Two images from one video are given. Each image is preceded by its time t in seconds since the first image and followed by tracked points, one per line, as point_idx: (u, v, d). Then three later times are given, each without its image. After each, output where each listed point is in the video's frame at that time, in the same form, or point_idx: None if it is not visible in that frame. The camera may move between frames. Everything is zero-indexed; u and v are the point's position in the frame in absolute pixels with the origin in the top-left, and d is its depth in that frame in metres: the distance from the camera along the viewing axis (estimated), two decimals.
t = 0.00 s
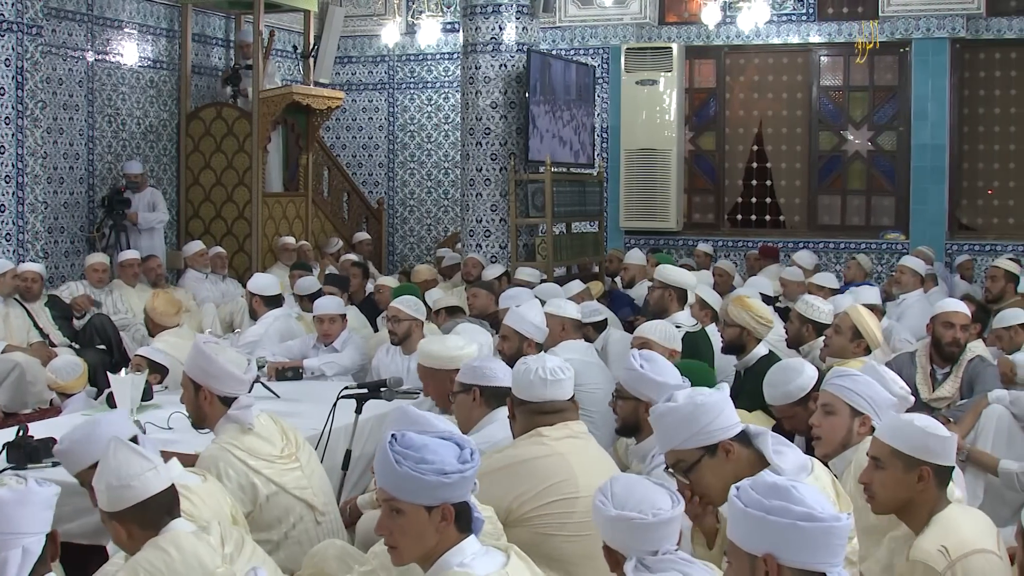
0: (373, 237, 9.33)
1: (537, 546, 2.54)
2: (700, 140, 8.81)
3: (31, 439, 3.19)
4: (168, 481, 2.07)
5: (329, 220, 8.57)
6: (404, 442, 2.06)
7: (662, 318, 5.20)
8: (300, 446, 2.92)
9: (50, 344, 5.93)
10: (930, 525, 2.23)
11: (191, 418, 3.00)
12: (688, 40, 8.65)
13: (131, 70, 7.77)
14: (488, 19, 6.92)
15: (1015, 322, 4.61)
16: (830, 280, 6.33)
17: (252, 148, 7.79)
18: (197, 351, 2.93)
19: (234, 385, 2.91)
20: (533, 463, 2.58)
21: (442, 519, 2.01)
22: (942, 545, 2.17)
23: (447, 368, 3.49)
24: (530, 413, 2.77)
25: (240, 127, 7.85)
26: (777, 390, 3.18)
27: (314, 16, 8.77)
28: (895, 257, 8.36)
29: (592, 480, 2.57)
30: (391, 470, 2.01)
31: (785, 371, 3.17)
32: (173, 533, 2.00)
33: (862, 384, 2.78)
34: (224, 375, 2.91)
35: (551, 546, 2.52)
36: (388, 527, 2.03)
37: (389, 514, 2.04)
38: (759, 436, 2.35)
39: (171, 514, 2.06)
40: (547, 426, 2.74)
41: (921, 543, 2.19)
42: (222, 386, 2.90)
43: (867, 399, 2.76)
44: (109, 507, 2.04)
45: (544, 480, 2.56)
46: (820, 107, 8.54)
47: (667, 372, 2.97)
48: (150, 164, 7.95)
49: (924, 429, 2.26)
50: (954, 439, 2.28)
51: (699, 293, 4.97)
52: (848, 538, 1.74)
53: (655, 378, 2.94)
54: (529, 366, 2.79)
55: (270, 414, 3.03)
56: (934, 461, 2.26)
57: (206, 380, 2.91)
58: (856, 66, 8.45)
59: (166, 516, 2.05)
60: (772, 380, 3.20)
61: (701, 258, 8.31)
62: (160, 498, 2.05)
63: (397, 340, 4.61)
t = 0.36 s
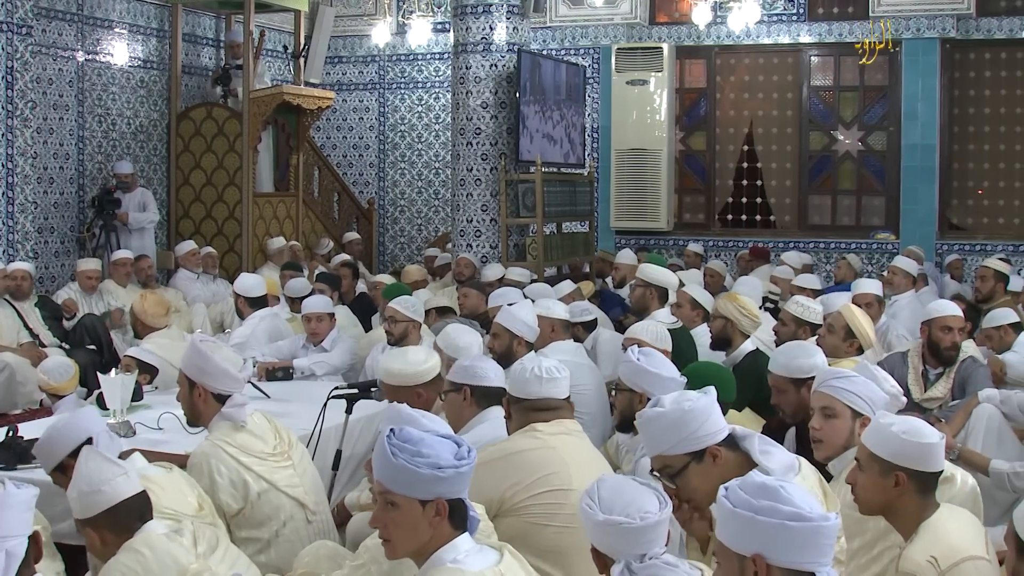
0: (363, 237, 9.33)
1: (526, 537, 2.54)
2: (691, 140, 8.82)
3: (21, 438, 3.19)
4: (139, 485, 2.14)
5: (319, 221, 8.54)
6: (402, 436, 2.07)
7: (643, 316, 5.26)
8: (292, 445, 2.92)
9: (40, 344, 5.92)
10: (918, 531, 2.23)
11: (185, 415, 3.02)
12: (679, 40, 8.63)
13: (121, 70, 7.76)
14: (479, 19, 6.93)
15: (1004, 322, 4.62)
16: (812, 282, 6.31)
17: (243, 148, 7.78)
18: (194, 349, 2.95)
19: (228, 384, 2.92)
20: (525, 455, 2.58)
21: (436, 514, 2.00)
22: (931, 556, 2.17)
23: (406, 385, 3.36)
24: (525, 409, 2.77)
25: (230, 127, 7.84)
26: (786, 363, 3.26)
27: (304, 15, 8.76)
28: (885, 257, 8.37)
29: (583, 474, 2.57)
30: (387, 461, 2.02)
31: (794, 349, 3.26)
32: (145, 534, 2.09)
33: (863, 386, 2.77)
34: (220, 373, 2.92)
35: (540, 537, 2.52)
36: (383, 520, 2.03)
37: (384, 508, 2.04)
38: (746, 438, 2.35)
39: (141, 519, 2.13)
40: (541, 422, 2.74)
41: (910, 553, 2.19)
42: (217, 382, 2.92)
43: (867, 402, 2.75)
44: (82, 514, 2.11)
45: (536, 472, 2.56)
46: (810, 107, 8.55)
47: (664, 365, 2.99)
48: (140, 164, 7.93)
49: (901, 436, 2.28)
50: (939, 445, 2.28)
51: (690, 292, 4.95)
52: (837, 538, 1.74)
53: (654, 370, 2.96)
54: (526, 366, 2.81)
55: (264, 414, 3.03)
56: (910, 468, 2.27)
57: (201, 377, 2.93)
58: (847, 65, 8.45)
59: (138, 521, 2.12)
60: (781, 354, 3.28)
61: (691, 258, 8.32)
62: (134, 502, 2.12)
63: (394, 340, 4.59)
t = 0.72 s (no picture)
0: (348, 237, 9.32)
1: (511, 547, 2.53)
2: (676, 140, 8.83)
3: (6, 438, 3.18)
4: (140, 491, 2.15)
5: (304, 221, 8.53)
6: (393, 433, 2.07)
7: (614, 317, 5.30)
8: (281, 444, 2.92)
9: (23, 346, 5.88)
10: (902, 534, 2.24)
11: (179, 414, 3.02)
12: (664, 40, 8.65)
13: (106, 70, 7.75)
14: (464, 19, 6.93)
15: (988, 322, 4.64)
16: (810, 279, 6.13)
17: (228, 148, 7.76)
18: (187, 347, 2.96)
19: (219, 381, 2.93)
20: (508, 464, 2.58)
21: (425, 511, 2.00)
22: (917, 563, 2.19)
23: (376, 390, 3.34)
24: (503, 413, 2.77)
25: (216, 127, 7.83)
26: (775, 361, 3.26)
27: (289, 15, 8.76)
28: (871, 257, 8.39)
29: (567, 481, 2.57)
30: (378, 457, 2.01)
31: (783, 345, 3.27)
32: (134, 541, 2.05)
33: (854, 385, 2.78)
34: (211, 370, 2.93)
35: (525, 547, 2.51)
36: (372, 516, 2.03)
37: (374, 504, 2.03)
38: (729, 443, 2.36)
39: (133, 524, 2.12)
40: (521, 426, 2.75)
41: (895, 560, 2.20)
42: (208, 379, 2.93)
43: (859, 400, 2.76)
44: (79, 510, 2.11)
45: (519, 482, 2.55)
46: (796, 107, 8.56)
47: (645, 371, 2.98)
48: (125, 165, 7.92)
49: (881, 441, 2.27)
50: (920, 452, 2.26)
51: (676, 291, 4.94)
52: (821, 537, 1.73)
53: (635, 377, 2.94)
54: (503, 366, 2.80)
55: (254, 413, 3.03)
56: (887, 473, 2.27)
57: (194, 373, 2.94)
58: (832, 65, 8.47)
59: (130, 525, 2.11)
60: (771, 353, 3.29)
61: (676, 258, 8.33)
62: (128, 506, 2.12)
63: (388, 342, 4.58)
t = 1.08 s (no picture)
0: (331, 237, 9.31)
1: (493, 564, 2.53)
2: (658, 140, 8.83)
3: None
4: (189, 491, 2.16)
5: (286, 221, 8.52)
6: (368, 439, 2.07)
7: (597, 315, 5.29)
8: (261, 446, 2.91)
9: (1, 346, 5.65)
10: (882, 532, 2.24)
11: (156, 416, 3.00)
12: (646, 40, 8.66)
13: (87, 70, 7.73)
14: (446, 19, 6.91)
15: (970, 322, 4.67)
16: (797, 278, 6.14)
17: (210, 148, 7.74)
18: (163, 347, 2.94)
19: (198, 384, 2.91)
20: (483, 481, 2.57)
21: (403, 517, 1.99)
22: (897, 559, 2.19)
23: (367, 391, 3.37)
24: (473, 425, 2.74)
25: (197, 127, 7.80)
26: (743, 378, 3.20)
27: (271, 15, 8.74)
28: (853, 256, 8.41)
29: (542, 492, 2.58)
30: (352, 464, 2.01)
31: (752, 357, 3.19)
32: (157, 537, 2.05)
33: (834, 384, 2.79)
34: (187, 372, 2.91)
35: (508, 562, 2.52)
36: (349, 523, 2.01)
37: (350, 511, 2.02)
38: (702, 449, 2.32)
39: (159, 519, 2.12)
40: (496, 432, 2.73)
41: (875, 557, 2.20)
42: (185, 382, 2.90)
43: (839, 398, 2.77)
44: (127, 484, 2.10)
45: (495, 499, 2.55)
46: (778, 107, 8.57)
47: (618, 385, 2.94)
48: (107, 165, 7.90)
49: (859, 437, 2.28)
50: (898, 450, 2.26)
51: (659, 291, 4.95)
52: (803, 534, 1.74)
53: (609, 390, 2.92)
54: (464, 377, 2.74)
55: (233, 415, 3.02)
56: (865, 469, 2.27)
57: (170, 375, 2.92)
58: (815, 66, 8.48)
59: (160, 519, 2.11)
60: (737, 372, 3.21)
61: (659, 258, 8.34)
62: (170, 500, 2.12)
63: (367, 342, 4.57)
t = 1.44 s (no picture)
0: (322, 237, 9.31)
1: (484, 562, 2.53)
2: (649, 140, 8.84)
3: None
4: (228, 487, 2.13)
5: (277, 221, 8.51)
6: (361, 439, 2.06)
7: (601, 314, 5.28)
8: (250, 447, 2.91)
9: None
10: (871, 529, 2.24)
11: (140, 418, 3.03)
12: (637, 40, 8.67)
13: (78, 70, 7.72)
14: (437, 19, 6.91)
15: (960, 322, 4.68)
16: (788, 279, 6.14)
17: (201, 148, 7.73)
18: (145, 351, 2.93)
19: (184, 387, 2.94)
20: (476, 479, 2.58)
21: (393, 519, 1.99)
22: (886, 551, 2.18)
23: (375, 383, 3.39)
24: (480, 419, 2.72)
25: (188, 127, 7.80)
26: (727, 389, 3.20)
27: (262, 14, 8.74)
28: (844, 256, 8.42)
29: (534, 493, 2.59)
30: (345, 464, 2.00)
31: (735, 369, 3.18)
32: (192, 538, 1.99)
33: (821, 383, 2.80)
34: (172, 377, 2.93)
35: (499, 561, 2.52)
36: (339, 523, 2.01)
37: (340, 511, 2.02)
38: (700, 434, 2.34)
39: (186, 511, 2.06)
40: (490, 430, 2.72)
41: (864, 551, 2.20)
42: (169, 386, 2.93)
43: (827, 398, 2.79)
44: (173, 471, 2.06)
45: (488, 498, 2.56)
46: (768, 107, 8.58)
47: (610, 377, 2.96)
48: (98, 165, 7.89)
49: (841, 430, 2.31)
50: (880, 442, 2.27)
51: (650, 291, 4.96)
52: (793, 535, 1.74)
53: (604, 381, 2.93)
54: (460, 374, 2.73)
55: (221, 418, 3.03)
56: (849, 462, 2.29)
57: (154, 380, 2.93)
58: (805, 66, 8.49)
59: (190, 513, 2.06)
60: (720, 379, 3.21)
61: (650, 258, 8.35)
62: (208, 494, 2.08)
63: (350, 341, 4.58)
